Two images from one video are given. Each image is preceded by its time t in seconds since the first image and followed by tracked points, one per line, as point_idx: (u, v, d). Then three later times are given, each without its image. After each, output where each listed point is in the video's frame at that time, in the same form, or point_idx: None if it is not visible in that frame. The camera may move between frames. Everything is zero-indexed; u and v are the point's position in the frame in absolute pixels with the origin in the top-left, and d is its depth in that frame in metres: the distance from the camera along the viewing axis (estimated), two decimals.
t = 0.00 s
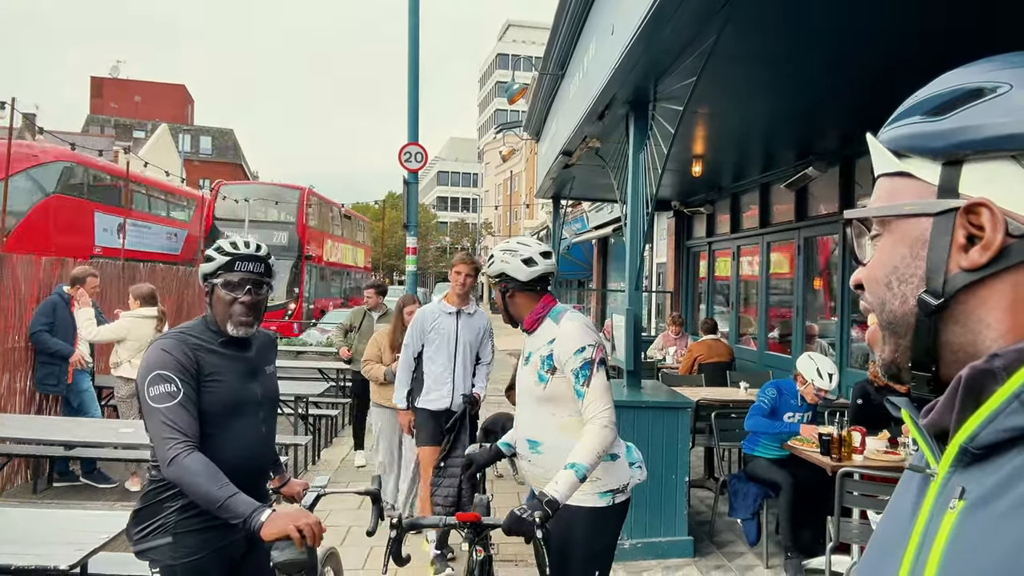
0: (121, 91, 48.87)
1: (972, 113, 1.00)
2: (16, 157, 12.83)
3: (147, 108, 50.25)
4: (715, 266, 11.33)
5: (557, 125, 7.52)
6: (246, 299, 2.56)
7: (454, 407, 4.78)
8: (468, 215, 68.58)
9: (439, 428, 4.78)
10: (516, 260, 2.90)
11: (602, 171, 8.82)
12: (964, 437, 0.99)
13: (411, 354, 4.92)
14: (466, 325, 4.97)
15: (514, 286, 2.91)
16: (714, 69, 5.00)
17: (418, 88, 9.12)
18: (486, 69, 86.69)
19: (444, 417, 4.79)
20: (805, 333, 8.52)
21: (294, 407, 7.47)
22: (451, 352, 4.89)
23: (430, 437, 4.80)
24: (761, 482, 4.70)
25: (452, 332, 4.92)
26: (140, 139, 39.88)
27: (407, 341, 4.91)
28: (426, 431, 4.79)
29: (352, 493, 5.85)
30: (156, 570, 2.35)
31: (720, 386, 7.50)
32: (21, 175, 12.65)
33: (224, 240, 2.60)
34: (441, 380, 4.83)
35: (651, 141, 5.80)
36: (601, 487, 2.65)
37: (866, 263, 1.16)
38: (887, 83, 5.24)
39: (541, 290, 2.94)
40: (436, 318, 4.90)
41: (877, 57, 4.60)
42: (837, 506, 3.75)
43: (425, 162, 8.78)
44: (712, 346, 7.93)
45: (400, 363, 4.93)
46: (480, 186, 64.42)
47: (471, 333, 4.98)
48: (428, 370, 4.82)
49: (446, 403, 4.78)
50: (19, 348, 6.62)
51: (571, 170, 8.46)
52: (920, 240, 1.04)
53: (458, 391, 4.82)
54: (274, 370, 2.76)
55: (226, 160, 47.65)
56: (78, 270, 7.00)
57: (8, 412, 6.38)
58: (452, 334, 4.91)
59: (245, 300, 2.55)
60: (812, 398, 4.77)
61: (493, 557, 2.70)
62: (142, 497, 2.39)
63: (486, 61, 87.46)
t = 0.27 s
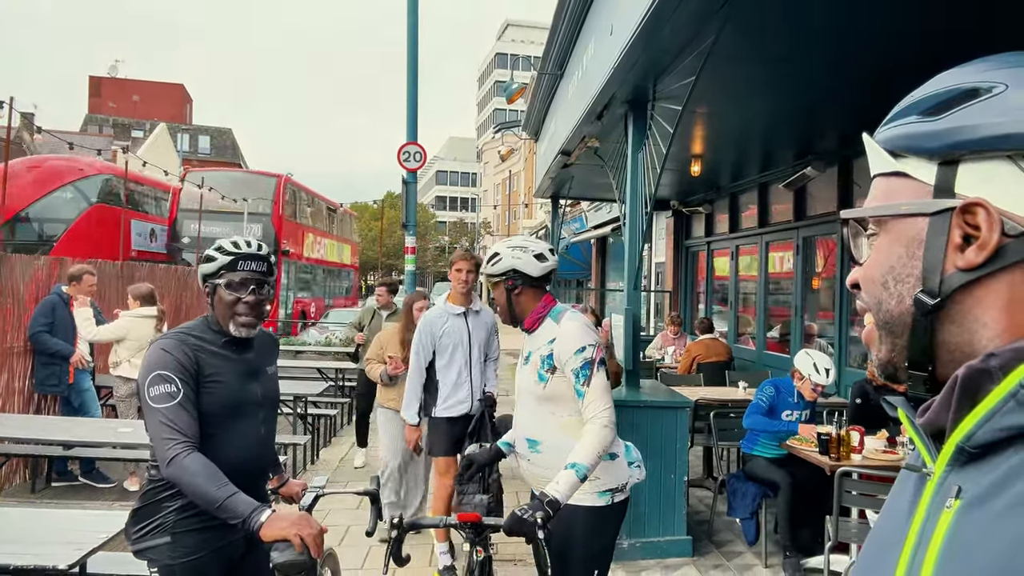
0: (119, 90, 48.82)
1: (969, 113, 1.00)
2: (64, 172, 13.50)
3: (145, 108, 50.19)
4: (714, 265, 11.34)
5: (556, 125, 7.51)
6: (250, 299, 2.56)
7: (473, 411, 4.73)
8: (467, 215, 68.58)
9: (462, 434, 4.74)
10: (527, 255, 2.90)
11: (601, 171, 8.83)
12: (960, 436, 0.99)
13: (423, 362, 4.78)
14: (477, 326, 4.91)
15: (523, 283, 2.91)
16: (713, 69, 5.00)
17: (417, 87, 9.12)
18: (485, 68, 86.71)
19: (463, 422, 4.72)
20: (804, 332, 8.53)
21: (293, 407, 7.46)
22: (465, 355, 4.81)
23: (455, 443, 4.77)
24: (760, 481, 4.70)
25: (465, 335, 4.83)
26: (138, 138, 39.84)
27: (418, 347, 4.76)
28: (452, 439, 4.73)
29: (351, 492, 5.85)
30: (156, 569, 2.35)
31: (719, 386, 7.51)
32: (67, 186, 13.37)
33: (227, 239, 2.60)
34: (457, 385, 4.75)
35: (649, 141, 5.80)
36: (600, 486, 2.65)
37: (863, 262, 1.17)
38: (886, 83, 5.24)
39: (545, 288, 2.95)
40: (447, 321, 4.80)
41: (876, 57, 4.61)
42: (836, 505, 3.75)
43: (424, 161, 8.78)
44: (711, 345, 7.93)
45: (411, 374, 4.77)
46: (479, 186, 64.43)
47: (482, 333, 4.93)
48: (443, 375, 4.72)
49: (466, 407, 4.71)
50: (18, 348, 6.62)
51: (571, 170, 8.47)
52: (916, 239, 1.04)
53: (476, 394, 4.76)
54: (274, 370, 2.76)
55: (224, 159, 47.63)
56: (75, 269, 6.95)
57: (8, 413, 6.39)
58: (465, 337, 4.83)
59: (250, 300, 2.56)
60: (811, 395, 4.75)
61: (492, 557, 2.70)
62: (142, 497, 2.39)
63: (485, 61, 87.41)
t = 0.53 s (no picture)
0: (118, 90, 48.82)
1: (967, 110, 1.00)
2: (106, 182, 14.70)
3: (144, 108, 50.18)
4: (712, 265, 11.36)
5: (555, 125, 7.52)
6: (262, 299, 2.60)
7: (491, 412, 4.63)
8: (466, 215, 68.56)
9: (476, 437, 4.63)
10: (530, 254, 2.90)
11: (600, 171, 8.83)
12: (959, 434, 0.99)
13: (436, 366, 4.59)
14: (489, 322, 4.77)
15: (525, 282, 2.90)
16: (712, 69, 5.01)
17: (416, 87, 9.12)
18: (485, 69, 86.79)
19: (481, 424, 4.63)
20: (802, 332, 8.54)
21: (292, 407, 7.47)
22: (479, 356, 4.66)
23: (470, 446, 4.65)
24: (759, 481, 4.71)
25: (479, 334, 4.68)
26: (136, 138, 39.83)
27: (431, 350, 4.57)
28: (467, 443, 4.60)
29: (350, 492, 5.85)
30: (156, 569, 2.35)
31: (718, 386, 7.51)
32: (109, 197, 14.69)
33: (228, 244, 2.57)
34: (474, 386, 4.61)
35: (649, 141, 5.80)
36: (599, 485, 2.65)
37: (861, 260, 1.17)
38: (885, 82, 5.24)
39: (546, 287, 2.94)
40: (459, 318, 4.63)
41: (875, 56, 4.60)
42: (836, 505, 3.76)
43: (423, 161, 8.78)
44: (709, 345, 7.94)
45: (424, 379, 4.56)
46: (478, 186, 64.45)
47: (495, 330, 4.78)
48: (459, 377, 4.58)
49: (484, 409, 4.61)
50: (18, 347, 6.62)
51: (570, 170, 8.47)
52: (915, 236, 1.04)
53: (492, 393, 4.65)
54: (276, 371, 2.76)
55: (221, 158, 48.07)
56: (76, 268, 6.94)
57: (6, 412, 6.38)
58: (479, 337, 4.68)
59: (262, 300, 2.60)
60: (808, 392, 4.77)
61: (491, 556, 2.70)
62: (142, 496, 2.39)
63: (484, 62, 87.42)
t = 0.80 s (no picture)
0: (117, 90, 48.83)
1: (967, 110, 1.00)
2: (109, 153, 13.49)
3: (143, 108, 50.17)
4: (712, 266, 11.37)
5: (554, 125, 7.52)
6: (245, 302, 2.56)
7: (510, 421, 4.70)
8: (466, 215, 68.54)
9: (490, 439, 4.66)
10: (535, 254, 2.93)
11: (599, 171, 8.82)
12: (957, 435, 0.99)
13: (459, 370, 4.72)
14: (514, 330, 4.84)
15: (529, 281, 2.90)
16: (711, 69, 5.01)
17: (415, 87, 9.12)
18: (484, 69, 86.79)
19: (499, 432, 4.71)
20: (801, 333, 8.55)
21: (292, 408, 7.47)
22: (503, 362, 4.75)
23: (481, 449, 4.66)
24: (757, 481, 4.71)
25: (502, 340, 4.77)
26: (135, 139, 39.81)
27: (454, 354, 4.69)
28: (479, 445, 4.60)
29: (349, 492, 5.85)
30: (157, 570, 2.36)
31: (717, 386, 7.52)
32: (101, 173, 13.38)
33: (219, 242, 2.57)
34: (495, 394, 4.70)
35: (648, 141, 5.81)
36: (598, 485, 2.65)
37: (859, 260, 1.17)
38: (884, 82, 5.25)
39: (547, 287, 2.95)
40: (485, 324, 4.74)
41: (875, 56, 4.60)
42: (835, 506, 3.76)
43: (423, 161, 8.78)
44: (708, 346, 7.95)
45: (446, 381, 4.70)
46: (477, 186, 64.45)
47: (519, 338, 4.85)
48: (481, 384, 4.67)
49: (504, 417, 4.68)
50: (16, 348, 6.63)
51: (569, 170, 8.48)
52: (915, 236, 1.04)
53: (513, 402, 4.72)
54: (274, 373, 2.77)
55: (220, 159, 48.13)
56: (81, 268, 7.00)
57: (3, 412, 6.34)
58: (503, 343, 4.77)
59: (245, 303, 2.56)
60: (804, 383, 4.74)
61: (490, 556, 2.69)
62: (142, 498, 2.39)
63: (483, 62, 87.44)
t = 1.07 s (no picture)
0: (116, 90, 48.80)
1: (975, 108, 1.00)
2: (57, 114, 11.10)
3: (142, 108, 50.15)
4: (711, 267, 11.37)
5: (554, 126, 7.53)
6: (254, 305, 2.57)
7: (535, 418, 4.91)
8: (465, 216, 68.54)
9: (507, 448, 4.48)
10: (539, 253, 2.93)
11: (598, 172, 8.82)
12: (961, 435, 0.99)
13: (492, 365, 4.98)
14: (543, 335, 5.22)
15: (531, 280, 2.90)
16: (711, 70, 5.01)
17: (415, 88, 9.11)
18: (483, 70, 86.82)
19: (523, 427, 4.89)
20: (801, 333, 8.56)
21: (291, 408, 7.47)
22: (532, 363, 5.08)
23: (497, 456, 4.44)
24: (758, 482, 4.68)
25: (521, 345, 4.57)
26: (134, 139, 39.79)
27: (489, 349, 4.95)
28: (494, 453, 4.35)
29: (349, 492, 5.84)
30: (157, 571, 2.35)
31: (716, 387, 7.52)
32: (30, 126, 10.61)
33: (221, 248, 2.53)
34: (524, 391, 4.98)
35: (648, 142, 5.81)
36: (598, 486, 2.65)
37: (863, 258, 1.17)
38: (884, 82, 5.24)
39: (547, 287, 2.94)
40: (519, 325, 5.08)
41: (875, 57, 4.59)
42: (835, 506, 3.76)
43: (422, 162, 8.77)
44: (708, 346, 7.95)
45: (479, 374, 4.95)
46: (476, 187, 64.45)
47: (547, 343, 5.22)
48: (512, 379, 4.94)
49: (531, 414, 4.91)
50: (16, 349, 6.64)
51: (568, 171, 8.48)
52: (921, 234, 1.04)
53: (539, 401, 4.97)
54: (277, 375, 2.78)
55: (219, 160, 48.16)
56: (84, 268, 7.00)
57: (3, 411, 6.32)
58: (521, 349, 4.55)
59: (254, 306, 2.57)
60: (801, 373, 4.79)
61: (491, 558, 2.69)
62: (142, 499, 2.39)
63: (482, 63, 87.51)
